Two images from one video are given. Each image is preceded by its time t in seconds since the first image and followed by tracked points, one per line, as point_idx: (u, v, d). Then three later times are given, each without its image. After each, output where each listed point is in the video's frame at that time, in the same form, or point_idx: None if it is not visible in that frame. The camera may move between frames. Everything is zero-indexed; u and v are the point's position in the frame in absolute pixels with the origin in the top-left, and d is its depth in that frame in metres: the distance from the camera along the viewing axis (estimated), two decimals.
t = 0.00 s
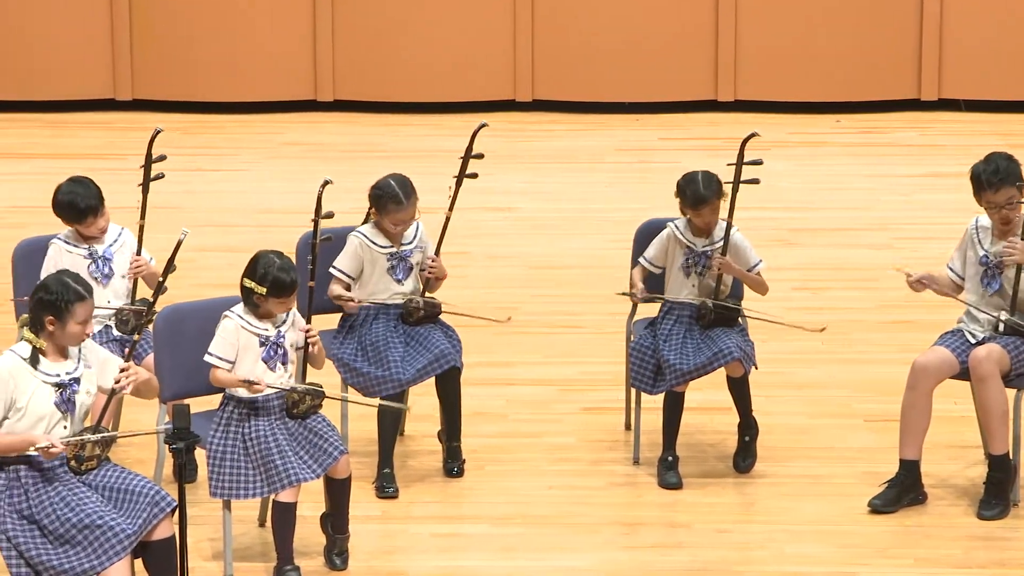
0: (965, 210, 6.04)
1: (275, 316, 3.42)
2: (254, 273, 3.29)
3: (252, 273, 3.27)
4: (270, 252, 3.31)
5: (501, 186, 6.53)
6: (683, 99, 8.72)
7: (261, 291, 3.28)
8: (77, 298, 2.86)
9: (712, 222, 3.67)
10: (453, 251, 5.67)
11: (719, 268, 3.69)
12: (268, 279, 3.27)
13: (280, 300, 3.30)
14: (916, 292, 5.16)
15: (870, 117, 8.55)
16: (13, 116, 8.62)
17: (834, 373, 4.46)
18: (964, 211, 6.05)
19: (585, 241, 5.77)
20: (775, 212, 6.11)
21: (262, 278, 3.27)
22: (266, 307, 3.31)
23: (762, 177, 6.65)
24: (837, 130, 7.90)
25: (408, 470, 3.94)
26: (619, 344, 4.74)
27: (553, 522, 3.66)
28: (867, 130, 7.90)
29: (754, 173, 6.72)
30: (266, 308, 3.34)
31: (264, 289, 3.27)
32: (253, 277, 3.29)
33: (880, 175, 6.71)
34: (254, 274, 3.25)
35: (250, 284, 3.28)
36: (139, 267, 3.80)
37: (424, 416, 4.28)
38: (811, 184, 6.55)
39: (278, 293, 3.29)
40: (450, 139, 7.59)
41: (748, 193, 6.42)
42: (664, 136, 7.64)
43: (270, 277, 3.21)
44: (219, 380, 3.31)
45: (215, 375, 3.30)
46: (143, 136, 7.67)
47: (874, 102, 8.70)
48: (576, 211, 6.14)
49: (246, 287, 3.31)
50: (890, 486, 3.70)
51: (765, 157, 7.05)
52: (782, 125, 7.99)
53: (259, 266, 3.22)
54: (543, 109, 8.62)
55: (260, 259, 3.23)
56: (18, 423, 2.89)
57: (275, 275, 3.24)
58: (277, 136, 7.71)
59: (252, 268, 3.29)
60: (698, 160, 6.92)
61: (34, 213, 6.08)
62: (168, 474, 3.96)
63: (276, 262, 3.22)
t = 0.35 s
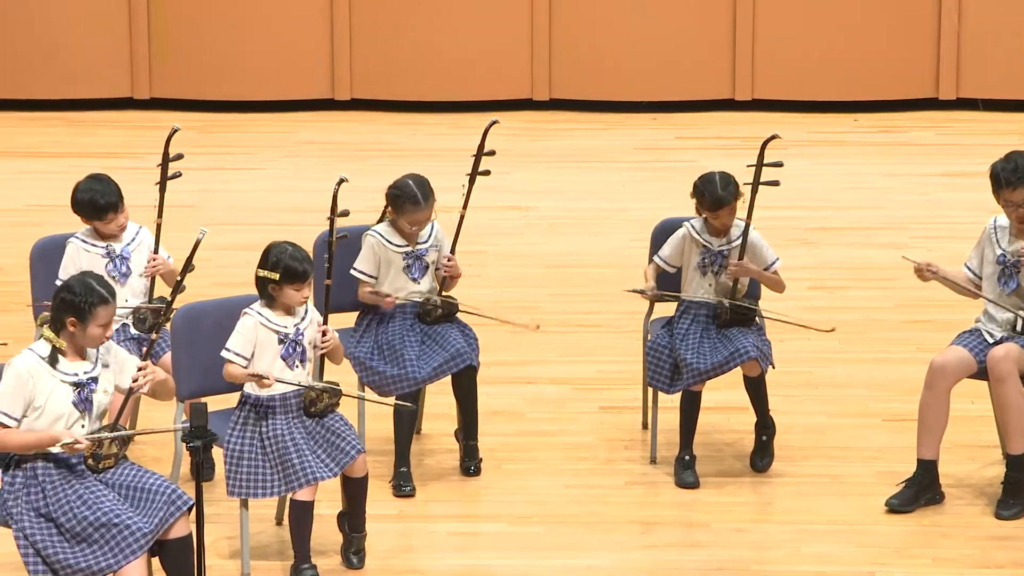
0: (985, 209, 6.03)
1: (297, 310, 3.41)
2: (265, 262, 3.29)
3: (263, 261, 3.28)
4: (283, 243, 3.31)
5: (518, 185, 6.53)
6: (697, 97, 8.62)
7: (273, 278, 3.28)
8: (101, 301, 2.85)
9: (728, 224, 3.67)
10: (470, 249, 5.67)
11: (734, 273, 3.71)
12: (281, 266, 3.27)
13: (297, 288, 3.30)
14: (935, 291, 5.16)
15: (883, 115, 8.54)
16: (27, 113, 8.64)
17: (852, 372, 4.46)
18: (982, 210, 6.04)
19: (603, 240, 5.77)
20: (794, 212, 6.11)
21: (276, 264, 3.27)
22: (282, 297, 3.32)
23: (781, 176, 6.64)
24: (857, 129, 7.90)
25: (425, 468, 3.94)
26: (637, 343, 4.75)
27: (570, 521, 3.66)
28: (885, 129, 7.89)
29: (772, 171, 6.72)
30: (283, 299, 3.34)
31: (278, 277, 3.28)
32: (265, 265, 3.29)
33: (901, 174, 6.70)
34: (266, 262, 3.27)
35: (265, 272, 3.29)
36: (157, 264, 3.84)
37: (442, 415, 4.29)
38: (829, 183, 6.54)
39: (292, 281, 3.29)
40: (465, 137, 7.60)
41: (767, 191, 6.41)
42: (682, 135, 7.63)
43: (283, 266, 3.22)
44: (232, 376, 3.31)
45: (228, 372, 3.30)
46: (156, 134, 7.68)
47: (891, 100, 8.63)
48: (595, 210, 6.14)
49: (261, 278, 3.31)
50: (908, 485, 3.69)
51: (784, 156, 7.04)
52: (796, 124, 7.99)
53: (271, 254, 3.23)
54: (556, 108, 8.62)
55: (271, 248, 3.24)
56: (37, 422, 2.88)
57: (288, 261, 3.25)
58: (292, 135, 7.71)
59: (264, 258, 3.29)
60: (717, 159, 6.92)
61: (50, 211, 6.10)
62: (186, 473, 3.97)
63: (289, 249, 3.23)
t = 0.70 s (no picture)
0: (1007, 206, 6.02)
1: (314, 308, 3.40)
2: (287, 263, 3.27)
3: (285, 263, 3.26)
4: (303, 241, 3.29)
5: (537, 182, 6.53)
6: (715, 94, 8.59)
7: (295, 280, 3.25)
8: (116, 288, 2.84)
9: (752, 216, 3.67)
10: (490, 245, 5.68)
11: (754, 268, 3.68)
12: (303, 268, 3.25)
13: (318, 290, 3.28)
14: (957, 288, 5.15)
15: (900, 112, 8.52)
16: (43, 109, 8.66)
17: (873, 369, 4.46)
18: (1003, 207, 6.03)
19: (624, 236, 5.77)
20: (815, 208, 6.10)
21: (298, 266, 3.25)
22: (303, 297, 3.29)
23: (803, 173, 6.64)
24: (877, 125, 7.89)
25: (446, 464, 3.95)
26: (657, 339, 4.75)
27: (590, 517, 3.66)
28: (906, 125, 7.88)
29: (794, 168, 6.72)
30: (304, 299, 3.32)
31: (299, 279, 3.25)
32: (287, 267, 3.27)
33: (922, 171, 6.70)
34: (288, 265, 3.24)
35: (286, 274, 3.26)
36: (178, 258, 3.83)
37: (462, 411, 4.29)
38: (849, 180, 6.54)
39: (313, 283, 3.27)
40: (481, 134, 7.60)
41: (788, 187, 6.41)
42: (702, 131, 7.63)
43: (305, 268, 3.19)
44: (254, 373, 3.31)
45: (250, 368, 3.30)
46: (172, 130, 7.69)
47: (906, 98, 8.61)
48: (616, 206, 6.14)
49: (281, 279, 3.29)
50: (929, 482, 3.69)
51: (805, 153, 7.04)
52: (813, 120, 7.98)
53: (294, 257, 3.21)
54: (571, 105, 8.61)
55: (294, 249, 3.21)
56: (61, 413, 2.89)
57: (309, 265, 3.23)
58: (307, 132, 7.72)
59: (286, 259, 3.27)
60: (738, 156, 6.92)
61: (69, 207, 6.11)
62: (207, 468, 3.98)
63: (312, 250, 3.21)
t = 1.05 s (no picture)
0: None
1: (334, 299, 3.39)
2: (304, 256, 3.27)
3: (303, 255, 3.25)
4: (321, 234, 3.30)
5: (555, 175, 6.52)
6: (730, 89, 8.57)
7: (316, 271, 3.25)
8: (143, 296, 2.83)
9: (773, 205, 3.66)
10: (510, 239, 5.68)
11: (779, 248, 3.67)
12: (322, 258, 3.25)
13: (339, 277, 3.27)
14: (979, 282, 5.14)
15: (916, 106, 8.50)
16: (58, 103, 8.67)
17: (893, 363, 4.46)
18: None
19: (644, 230, 5.77)
20: (834, 202, 6.10)
21: (316, 257, 3.25)
22: (324, 287, 3.28)
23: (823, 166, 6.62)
24: (897, 119, 7.88)
25: (466, 458, 3.95)
26: (677, 333, 4.75)
27: (609, 511, 3.65)
28: (926, 119, 7.87)
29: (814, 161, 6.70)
30: (325, 290, 3.30)
31: (319, 268, 3.25)
32: (304, 260, 3.26)
33: (942, 165, 6.68)
34: (306, 256, 3.24)
35: (305, 265, 3.26)
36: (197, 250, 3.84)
37: (482, 405, 4.29)
38: (869, 174, 6.52)
39: (334, 271, 3.26)
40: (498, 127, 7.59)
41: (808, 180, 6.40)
42: (721, 125, 7.62)
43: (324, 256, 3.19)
44: (274, 366, 3.28)
45: (270, 360, 3.28)
46: (187, 123, 7.70)
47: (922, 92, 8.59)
48: (636, 200, 6.14)
49: (301, 271, 3.28)
50: (949, 477, 3.67)
51: (824, 146, 7.03)
52: (829, 114, 7.96)
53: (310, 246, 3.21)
54: (585, 99, 8.61)
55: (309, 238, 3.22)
56: (79, 411, 2.87)
57: (327, 254, 3.23)
58: (323, 125, 7.72)
59: (303, 253, 3.27)
60: (756, 150, 6.91)
61: (88, 200, 6.12)
62: (228, 461, 3.98)
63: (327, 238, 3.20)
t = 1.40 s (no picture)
0: None
1: (352, 290, 3.39)
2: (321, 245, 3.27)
3: (319, 245, 3.26)
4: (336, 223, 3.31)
5: (575, 167, 6.51)
6: (747, 82, 8.55)
7: (334, 258, 3.26)
8: (152, 270, 2.85)
9: (792, 199, 3.67)
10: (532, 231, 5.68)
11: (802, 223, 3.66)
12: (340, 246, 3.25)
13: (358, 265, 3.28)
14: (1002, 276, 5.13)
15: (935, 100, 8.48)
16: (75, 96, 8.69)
17: (915, 357, 4.46)
18: None
19: (665, 222, 5.77)
20: (856, 194, 6.09)
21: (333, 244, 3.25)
22: (342, 276, 3.29)
23: (845, 159, 6.60)
24: (919, 111, 7.87)
25: (487, 450, 3.95)
26: (698, 325, 4.75)
27: (629, 504, 3.65)
28: (949, 112, 7.85)
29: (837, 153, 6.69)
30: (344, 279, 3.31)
31: (337, 256, 3.25)
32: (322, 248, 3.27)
33: (966, 157, 6.67)
34: (322, 245, 3.24)
35: (323, 254, 3.27)
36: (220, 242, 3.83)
37: (503, 398, 4.30)
38: (890, 166, 6.51)
39: (352, 258, 3.27)
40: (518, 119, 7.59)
41: (829, 172, 6.39)
42: (745, 117, 7.60)
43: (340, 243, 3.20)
44: (294, 358, 3.27)
45: (290, 353, 3.27)
46: (204, 116, 7.71)
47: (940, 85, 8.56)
48: (658, 192, 6.14)
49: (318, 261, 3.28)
50: (970, 470, 3.66)
51: (847, 138, 7.02)
52: (848, 107, 7.95)
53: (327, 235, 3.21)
54: (602, 92, 8.60)
55: (325, 228, 3.22)
56: (102, 400, 2.89)
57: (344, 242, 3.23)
58: (340, 118, 7.73)
59: (320, 242, 3.27)
60: (778, 143, 6.90)
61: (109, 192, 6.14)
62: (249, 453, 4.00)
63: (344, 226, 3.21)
